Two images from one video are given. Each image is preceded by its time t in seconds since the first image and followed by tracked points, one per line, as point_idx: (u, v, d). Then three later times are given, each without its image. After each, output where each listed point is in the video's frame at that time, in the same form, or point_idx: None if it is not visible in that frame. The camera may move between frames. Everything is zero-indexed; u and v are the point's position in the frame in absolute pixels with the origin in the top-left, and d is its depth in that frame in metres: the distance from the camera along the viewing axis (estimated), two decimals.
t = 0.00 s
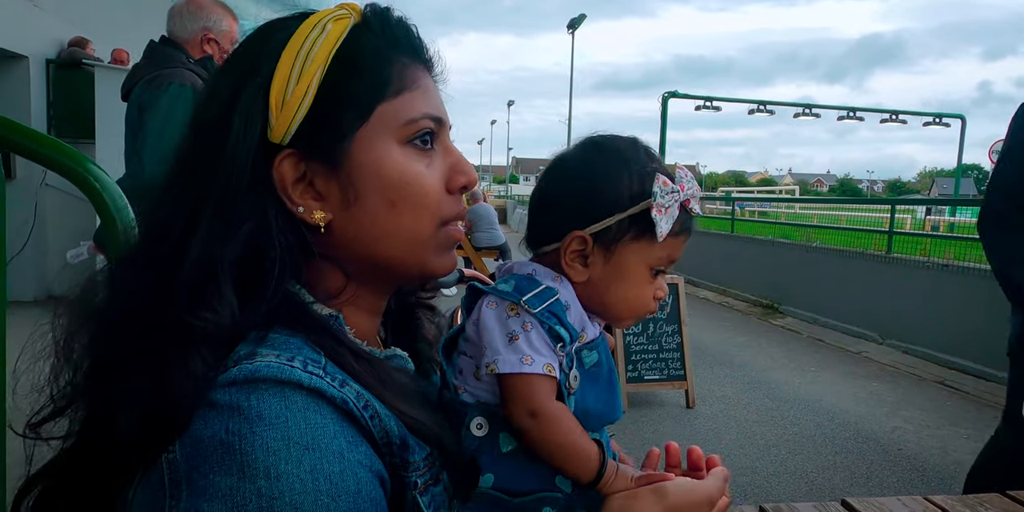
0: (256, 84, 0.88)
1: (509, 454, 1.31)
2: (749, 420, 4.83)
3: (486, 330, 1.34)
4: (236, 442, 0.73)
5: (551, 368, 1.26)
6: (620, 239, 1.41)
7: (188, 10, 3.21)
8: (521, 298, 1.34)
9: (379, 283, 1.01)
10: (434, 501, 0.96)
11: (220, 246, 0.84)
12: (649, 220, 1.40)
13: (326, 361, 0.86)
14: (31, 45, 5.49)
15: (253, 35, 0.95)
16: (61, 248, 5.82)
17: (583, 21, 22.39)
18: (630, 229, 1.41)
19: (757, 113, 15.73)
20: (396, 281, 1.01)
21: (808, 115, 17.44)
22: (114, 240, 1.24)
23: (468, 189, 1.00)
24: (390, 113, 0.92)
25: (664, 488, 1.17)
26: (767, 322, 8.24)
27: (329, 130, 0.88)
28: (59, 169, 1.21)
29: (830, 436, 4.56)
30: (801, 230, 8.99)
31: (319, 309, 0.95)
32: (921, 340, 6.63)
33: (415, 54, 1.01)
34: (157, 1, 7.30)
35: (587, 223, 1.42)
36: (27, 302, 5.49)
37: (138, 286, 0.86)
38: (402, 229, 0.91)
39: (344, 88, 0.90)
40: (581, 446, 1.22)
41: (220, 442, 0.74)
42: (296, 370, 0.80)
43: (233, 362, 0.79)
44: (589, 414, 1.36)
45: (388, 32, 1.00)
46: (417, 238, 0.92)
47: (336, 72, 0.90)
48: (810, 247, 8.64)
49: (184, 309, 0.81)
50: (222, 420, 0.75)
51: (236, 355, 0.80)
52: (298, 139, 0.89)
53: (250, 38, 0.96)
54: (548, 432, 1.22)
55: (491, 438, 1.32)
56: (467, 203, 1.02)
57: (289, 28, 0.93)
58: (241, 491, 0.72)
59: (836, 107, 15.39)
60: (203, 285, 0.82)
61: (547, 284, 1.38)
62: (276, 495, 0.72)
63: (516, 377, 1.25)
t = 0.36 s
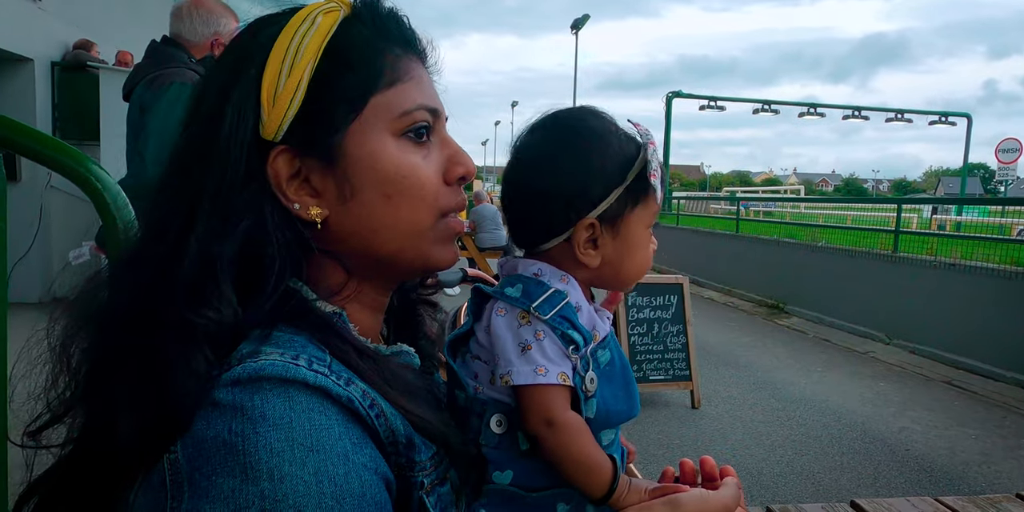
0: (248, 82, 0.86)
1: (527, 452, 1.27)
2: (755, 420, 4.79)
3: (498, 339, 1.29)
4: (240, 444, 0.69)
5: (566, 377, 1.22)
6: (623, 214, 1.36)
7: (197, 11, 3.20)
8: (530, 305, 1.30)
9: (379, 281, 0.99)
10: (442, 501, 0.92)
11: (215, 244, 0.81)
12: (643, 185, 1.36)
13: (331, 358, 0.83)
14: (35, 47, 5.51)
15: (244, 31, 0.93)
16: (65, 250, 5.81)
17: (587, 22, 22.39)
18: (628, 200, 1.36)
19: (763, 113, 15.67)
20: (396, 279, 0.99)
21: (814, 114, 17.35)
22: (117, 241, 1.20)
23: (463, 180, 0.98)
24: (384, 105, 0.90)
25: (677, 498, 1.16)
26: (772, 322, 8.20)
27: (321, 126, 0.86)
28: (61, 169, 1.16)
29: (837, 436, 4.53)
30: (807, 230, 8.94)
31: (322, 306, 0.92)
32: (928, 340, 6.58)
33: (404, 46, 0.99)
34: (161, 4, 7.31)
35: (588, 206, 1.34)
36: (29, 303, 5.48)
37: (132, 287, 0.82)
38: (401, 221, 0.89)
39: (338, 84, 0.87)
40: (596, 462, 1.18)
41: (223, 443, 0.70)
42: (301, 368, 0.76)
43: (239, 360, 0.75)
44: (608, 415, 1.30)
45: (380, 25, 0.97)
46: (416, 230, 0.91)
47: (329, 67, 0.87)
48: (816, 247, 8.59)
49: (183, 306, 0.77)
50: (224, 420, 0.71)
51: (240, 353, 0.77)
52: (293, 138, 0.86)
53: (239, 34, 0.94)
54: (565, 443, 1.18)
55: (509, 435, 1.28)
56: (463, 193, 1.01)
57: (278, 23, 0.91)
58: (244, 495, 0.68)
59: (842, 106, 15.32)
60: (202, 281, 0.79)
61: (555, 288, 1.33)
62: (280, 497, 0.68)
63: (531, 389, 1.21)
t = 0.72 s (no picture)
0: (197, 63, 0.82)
1: (508, 446, 1.24)
2: (759, 419, 4.74)
3: (482, 328, 1.25)
4: (194, 439, 0.63)
5: (552, 369, 1.17)
6: (584, 188, 1.33)
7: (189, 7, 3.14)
8: (516, 293, 1.25)
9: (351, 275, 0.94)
10: (415, 498, 0.88)
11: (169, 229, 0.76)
12: (600, 155, 1.32)
13: (296, 348, 0.78)
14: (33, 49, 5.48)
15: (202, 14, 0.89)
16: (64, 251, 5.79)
17: (589, 22, 22.35)
18: (588, 173, 1.33)
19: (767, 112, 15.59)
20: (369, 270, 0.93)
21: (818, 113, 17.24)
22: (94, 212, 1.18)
23: (429, 162, 0.91)
24: (335, 84, 0.83)
25: (665, 494, 1.12)
26: (776, 321, 8.13)
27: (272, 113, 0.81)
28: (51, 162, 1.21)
29: (842, 435, 4.47)
30: (811, 229, 8.88)
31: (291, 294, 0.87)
32: (934, 338, 6.51)
33: (367, 23, 0.92)
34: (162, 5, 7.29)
35: (543, 184, 1.32)
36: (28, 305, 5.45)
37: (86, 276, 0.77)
38: (355, 207, 0.82)
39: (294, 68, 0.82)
40: (582, 458, 1.14)
41: (176, 438, 0.64)
42: (261, 358, 0.71)
43: (192, 352, 0.69)
44: (597, 407, 1.26)
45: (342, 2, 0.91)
46: (373, 217, 0.83)
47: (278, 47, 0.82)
48: (821, 245, 8.53)
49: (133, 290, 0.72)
50: (178, 413, 0.65)
51: (192, 345, 0.71)
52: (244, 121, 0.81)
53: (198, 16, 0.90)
54: (551, 437, 1.13)
55: (493, 427, 1.24)
56: (433, 177, 0.93)
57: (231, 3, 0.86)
58: (196, 492, 0.62)
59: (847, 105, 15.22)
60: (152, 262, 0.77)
61: (542, 275, 1.29)
62: (235, 495, 0.63)
63: (516, 381, 1.17)
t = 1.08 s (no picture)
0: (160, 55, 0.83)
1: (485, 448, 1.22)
2: (759, 420, 4.70)
3: (456, 328, 1.24)
4: (140, 442, 0.61)
5: (528, 370, 1.16)
6: (512, 167, 1.31)
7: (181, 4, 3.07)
8: (488, 291, 1.23)
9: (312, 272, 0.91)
10: (378, 502, 0.86)
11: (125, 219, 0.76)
12: (518, 132, 1.31)
13: (255, 347, 0.76)
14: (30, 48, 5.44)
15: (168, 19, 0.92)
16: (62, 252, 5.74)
17: (591, 23, 22.30)
18: (514, 152, 1.31)
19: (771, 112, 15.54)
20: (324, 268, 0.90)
21: (822, 113, 17.18)
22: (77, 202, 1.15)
23: (365, 154, 0.83)
24: (252, 73, 0.80)
25: (653, 497, 1.08)
26: (778, 322, 8.09)
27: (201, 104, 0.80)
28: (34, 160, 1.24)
29: (843, 436, 4.43)
30: (813, 229, 8.83)
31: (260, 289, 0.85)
32: (936, 339, 6.46)
33: (334, 10, 0.91)
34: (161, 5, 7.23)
35: (477, 174, 1.35)
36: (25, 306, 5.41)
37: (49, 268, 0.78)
38: (270, 203, 0.77)
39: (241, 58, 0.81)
40: (567, 464, 1.11)
41: (123, 440, 0.61)
42: (213, 356, 0.69)
43: (141, 350, 0.67)
44: (582, 408, 1.24)
45: None
46: (291, 214, 0.78)
47: (210, 37, 0.81)
48: (822, 246, 8.49)
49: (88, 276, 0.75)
50: (126, 417, 0.62)
51: (140, 345, 0.68)
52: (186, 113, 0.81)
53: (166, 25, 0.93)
54: (529, 439, 1.11)
55: (471, 429, 1.22)
56: (377, 170, 0.85)
57: None
58: (142, 499, 0.60)
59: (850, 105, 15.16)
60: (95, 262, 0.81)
61: (515, 270, 1.26)
62: (182, 501, 0.61)
63: (491, 382, 1.16)
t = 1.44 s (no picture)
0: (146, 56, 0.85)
1: (468, 447, 1.22)
2: (760, 421, 4.70)
3: (428, 327, 1.23)
4: (115, 444, 0.61)
5: (502, 366, 1.16)
6: (489, 160, 1.32)
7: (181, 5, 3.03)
8: (458, 287, 1.23)
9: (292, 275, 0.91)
10: (361, 502, 0.86)
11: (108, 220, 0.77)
12: (493, 125, 1.32)
13: (233, 346, 0.76)
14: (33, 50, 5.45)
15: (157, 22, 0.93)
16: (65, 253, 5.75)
17: (594, 24, 22.29)
18: (490, 145, 1.32)
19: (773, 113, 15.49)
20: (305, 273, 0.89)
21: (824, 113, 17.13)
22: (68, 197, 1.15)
23: (335, 160, 0.82)
24: (230, 73, 0.80)
25: (645, 494, 1.08)
26: (780, 323, 8.08)
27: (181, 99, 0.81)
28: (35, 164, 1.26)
29: (844, 436, 4.42)
30: (815, 230, 8.82)
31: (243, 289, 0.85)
32: (938, 339, 6.45)
33: (320, 11, 0.91)
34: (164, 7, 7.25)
35: (454, 169, 1.36)
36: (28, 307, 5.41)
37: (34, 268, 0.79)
38: (244, 205, 0.77)
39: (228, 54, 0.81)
40: (551, 461, 1.11)
41: (98, 441, 0.62)
42: (189, 356, 0.69)
43: (116, 351, 0.67)
44: (562, 404, 1.25)
45: None
46: (263, 218, 0.78)
47: (198, 31, 0.82)
48: (824, 246, 8.48)
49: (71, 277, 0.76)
50: (102, 418, 0.62)
51: (115, 345, 0.68)
52: (168, 112, 0.82)
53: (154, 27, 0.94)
54: (511, 437, 1.11)
55: (449, 428, 1.22)
56: (349, 177, 0.84)
57: None
58: (115, 501, 0.60)
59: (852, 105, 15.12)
60: (73, 260, 0.83)
61: (486, 265, 1.27)
62: (156, 502, 0.61)
63: (465, 380, 1.16)
